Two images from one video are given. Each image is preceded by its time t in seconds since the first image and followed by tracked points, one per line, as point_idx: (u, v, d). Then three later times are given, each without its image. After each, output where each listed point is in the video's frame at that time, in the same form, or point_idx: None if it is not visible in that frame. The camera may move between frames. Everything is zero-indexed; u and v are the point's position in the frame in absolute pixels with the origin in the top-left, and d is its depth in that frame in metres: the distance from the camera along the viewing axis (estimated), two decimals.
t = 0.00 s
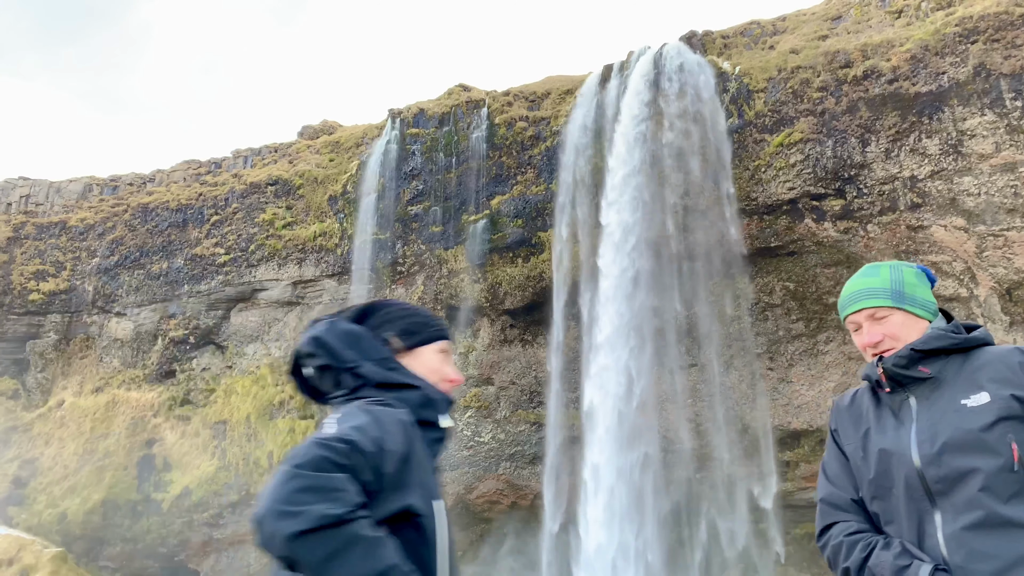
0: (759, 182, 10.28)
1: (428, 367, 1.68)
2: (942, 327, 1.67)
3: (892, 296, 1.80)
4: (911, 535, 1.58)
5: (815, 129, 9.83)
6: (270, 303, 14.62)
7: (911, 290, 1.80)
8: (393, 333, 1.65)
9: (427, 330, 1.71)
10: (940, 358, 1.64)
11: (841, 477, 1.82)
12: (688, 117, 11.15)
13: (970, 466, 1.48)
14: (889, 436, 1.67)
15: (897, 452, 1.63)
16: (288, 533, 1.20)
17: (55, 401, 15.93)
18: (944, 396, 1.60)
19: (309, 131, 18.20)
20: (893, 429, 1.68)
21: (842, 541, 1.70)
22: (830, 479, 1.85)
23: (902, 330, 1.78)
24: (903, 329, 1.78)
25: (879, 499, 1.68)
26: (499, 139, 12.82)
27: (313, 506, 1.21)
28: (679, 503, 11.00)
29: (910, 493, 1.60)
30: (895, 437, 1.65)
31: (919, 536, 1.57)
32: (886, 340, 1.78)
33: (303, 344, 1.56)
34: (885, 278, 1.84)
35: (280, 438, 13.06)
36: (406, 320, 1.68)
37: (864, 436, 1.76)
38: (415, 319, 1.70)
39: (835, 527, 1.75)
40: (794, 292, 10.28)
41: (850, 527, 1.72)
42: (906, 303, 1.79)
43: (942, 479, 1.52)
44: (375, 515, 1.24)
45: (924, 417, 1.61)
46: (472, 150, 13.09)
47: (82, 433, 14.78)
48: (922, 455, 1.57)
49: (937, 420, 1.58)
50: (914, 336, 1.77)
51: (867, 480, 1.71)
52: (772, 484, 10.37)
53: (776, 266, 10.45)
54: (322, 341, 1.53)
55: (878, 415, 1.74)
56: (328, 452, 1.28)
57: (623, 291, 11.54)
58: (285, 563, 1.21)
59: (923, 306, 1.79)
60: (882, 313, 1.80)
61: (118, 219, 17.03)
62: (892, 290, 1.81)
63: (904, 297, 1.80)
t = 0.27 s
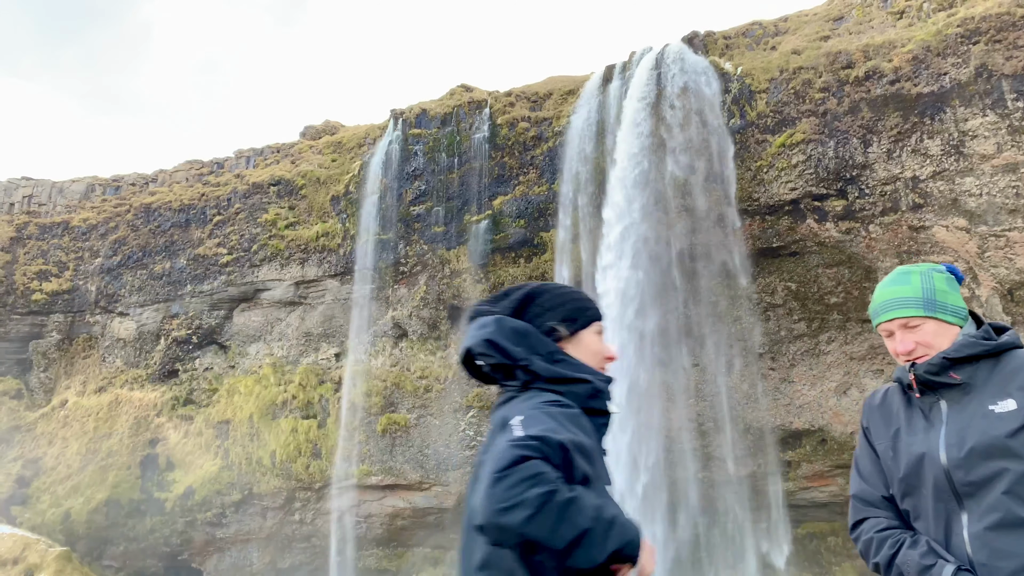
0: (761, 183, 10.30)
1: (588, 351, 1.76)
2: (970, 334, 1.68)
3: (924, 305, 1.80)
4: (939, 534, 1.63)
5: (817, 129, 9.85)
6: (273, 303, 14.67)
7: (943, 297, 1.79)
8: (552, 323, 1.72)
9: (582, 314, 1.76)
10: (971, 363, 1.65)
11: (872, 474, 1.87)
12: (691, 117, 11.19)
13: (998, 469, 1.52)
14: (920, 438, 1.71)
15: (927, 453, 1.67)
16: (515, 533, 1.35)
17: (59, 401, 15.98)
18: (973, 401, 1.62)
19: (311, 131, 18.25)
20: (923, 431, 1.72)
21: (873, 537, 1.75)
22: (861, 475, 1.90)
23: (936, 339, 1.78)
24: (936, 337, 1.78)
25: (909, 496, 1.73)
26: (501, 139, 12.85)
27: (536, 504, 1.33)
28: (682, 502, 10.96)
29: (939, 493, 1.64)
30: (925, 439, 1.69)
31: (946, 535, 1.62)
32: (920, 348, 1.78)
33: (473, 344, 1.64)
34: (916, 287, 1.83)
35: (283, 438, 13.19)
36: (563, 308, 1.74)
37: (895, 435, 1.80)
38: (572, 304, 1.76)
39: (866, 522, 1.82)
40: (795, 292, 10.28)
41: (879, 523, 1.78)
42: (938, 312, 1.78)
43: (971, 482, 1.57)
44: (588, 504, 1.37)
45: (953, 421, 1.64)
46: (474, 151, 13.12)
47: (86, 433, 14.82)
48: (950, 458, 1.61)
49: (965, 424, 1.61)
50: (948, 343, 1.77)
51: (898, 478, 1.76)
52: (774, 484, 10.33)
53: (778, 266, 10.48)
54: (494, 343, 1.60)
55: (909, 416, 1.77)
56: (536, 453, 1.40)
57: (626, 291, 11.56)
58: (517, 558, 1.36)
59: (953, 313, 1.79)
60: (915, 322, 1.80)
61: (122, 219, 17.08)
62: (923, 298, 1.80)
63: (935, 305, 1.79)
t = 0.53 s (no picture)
0: (762, 184, 10.32)
1: (684, 378, 1.92)
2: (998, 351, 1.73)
3: (953, 325, 1.83)
4: (958, 541, 1.73)
5: (818, 131, 9.87)
6: (275, 303, 14.71)
7: (971, 315, 1.83)
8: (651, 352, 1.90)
9: (677, 345, 1.93)
10: (999, 380, 1.71)
11: (900, 480, 1.97)
12: (692, 119, 11.19)
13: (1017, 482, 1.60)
14: (944, 449, 1.80)
15: (950, 464, 1.76)
16: (624, 545, 1.54)
17: (61, 401, 16.02)
18: (998, 416, 1.69)
19: (312, 132, 18.28)
20: (947, 442, 1.80)
21: (897, 542, 1.88)
22: (891, 481, 2.00)
23: (966, 357, 1.81)
24: (966, 355, 1.81)
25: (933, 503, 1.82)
26: (502, 140, 12.87)
27: (644, 520, 1.53)
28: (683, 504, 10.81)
29: (959, 503, 1.73)
30: (949, 450, 1.78)
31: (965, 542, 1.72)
32: (950, 368, 1.82)
33: (576, 371, 1.85)
34: (944, 307, 1.85)
35: (285, 439, 13.27)
36: (660, 338, 1.91)
37: (921, 444, 1.89)
38: (670, 334, 1.93)
39: (893, 527, 1.93)
40: (796, 293, 10.30)
41: (904, 529, 1.89)
42: (967, 331, 1.81)
43: (990, 494, 1.65)
44: (686, 520, 1.56)
45: (976, 434, 1.72)
46: (475, 151, 13.13)
47: (87, 433, 14.84)
48: (971, 470, 1.69)
49: (988, 438, 1.69)
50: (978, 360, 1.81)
51: (922, 486, 1.85)
52: (775, 484, 10.30)
53: (779, 267, 10.50)
54: (594, 370, 1.81)
55: (936, 427, 1.85)
56: (637, 472, 1.60)
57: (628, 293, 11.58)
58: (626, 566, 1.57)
59: (981, 330, 1.82)
60: (947, 343, 1.83)
61: (123, 219, 17.10)
62: (952, 319, 1.83)
63: (963, 324, 1.83)
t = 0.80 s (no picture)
0: (763, 185, 10.35)
1: (762, 388, 2.01)
2: None
3: (988, 347, 1.75)
4: (985, 538, 1.79)
5: (819, 132, 9.90)
6: (277, 304, 14.74)
7: (1002, 333, 1.76)
8: (724, 365, 2.02)
9: (751, 358, 2.02)
10: None
11: (930, 477, 2.03)
12: (693, 120, 11.16)
13: None
14: (969, 446, 1.86)
15: (975, 462, 1.82)
16: (702, 535, 1.67)
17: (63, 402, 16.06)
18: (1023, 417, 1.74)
19: (313, 133, 18.31)
20: (973, 441, 1.86)
21: (926, 540, 1.98)
22: (922, 480, 2.06)
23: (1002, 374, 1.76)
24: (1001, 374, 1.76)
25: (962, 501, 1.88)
26: (504, 141, 12.90)
27: (716, 508, 1.67)
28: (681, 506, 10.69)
29: (985, 500, 1.79)
30: (974, 450, 1.84)
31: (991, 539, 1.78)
32: (989, 389, 1.77)
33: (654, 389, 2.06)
34: (976, 329, 1.77)
35: (287, 439, 13.32)
36: (734, 352, 2.03)
37: (948, 442, 1.95)
38: (744, 350, 2.03)
39: (925, 524, 2.00)
40: (797, 293, 10.34)
41: (937, 526, 1.96)
42: (1002, 349, 1.75)
43: (1013, 492, 1.71)
44: (752, 507, 1.68)
45: (1000, 434, 1.78)
46: (477, 152, 13.17)
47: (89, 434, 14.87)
48: (993, 469, 1.75)
49: (1012, 438, 1.74)
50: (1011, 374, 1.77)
51: (951, 484, 1.91)
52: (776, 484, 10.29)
53: (780, 267, 10.54)
54: (668, 387, 2.01)
55: (962, 426, 1.91)
56: (703, 470, 1.76)
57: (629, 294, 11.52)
58: (705, 552, 1.70)
59: (1012, 344, 1.77)
60: (986, 365, 1.76)
61: (124, 220, 17.12)
62: (987, 341, 1.75)
63: (996, 343, 1.76)
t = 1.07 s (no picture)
0: (765, 186, 10.37)
1: (842, 397, 2.16)
2: None
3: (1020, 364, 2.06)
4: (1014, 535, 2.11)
5: (821, 133, 9.91)
6: (278, 305, 14.76)
7: None
8: (807, 375, 2.22)
9: (833, 368, 2.18)
10: None
11: (966, 482, 2.35)
12: (695, 121, 11.25)
13: None
14: (1003, 454, 2.17)
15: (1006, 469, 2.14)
16: (767, 533, 1.84)
17: (65, 402, 16.07)
18: None
19: (315, 134, 18.33)
20: (1005, 450, 2.17)
21: (965, 542, 2.29)
22: (960, 485, 2.38)
23: None
24: None
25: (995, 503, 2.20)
26: (506, 142, 12.92)
27: (777, 510, 1.83)
28: (683, 504, 10.83)
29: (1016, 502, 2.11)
30: (1005, 457, 2.15)
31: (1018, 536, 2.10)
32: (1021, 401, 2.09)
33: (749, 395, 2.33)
34: (1008, 349, 2.08)
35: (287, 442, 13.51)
36: (818, 362, 2.20)
37: (982, 451, 2.27)
38: (829, 360, 2.20)
39: (963, 526, 2.32)
40: (799, 294, 10.33)
41: (973, 527, 2.27)
42: None
43: None
44: (813, 506, 1.83)
45: None
46: (479, 153, 13.19)
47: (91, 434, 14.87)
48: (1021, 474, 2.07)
49: None
50: None
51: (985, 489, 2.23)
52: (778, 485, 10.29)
53: (783, 268, 10.51)
54: (757, 394, 2.27)
55: (995, 437, 2.23)
56: (769, 476, 1.94)
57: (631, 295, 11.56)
58: (773, 545, 1.89)
59: None
60: (1020, 381, 2.07)
61: (126, 221, 17.15)
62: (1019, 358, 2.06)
63: None
